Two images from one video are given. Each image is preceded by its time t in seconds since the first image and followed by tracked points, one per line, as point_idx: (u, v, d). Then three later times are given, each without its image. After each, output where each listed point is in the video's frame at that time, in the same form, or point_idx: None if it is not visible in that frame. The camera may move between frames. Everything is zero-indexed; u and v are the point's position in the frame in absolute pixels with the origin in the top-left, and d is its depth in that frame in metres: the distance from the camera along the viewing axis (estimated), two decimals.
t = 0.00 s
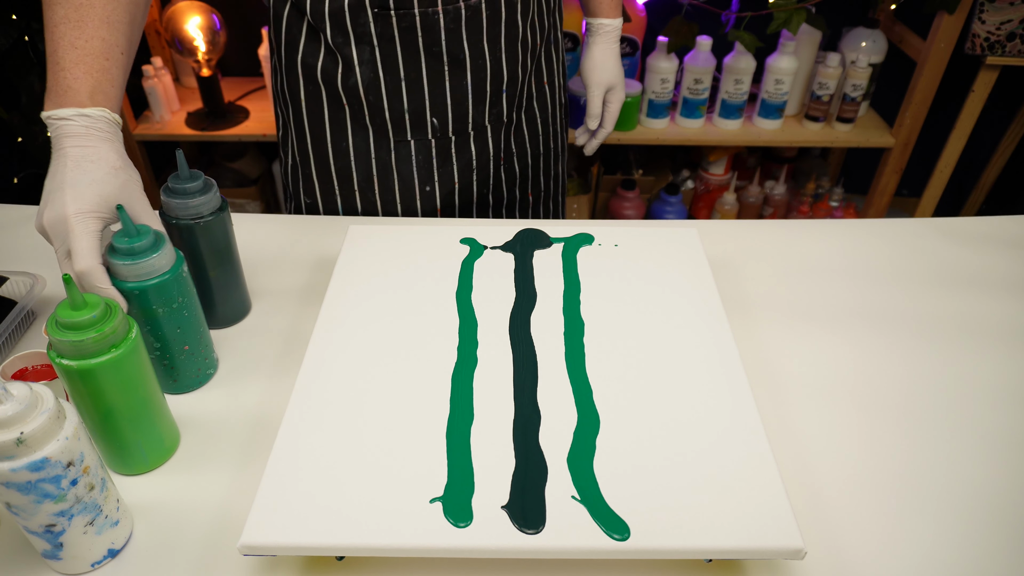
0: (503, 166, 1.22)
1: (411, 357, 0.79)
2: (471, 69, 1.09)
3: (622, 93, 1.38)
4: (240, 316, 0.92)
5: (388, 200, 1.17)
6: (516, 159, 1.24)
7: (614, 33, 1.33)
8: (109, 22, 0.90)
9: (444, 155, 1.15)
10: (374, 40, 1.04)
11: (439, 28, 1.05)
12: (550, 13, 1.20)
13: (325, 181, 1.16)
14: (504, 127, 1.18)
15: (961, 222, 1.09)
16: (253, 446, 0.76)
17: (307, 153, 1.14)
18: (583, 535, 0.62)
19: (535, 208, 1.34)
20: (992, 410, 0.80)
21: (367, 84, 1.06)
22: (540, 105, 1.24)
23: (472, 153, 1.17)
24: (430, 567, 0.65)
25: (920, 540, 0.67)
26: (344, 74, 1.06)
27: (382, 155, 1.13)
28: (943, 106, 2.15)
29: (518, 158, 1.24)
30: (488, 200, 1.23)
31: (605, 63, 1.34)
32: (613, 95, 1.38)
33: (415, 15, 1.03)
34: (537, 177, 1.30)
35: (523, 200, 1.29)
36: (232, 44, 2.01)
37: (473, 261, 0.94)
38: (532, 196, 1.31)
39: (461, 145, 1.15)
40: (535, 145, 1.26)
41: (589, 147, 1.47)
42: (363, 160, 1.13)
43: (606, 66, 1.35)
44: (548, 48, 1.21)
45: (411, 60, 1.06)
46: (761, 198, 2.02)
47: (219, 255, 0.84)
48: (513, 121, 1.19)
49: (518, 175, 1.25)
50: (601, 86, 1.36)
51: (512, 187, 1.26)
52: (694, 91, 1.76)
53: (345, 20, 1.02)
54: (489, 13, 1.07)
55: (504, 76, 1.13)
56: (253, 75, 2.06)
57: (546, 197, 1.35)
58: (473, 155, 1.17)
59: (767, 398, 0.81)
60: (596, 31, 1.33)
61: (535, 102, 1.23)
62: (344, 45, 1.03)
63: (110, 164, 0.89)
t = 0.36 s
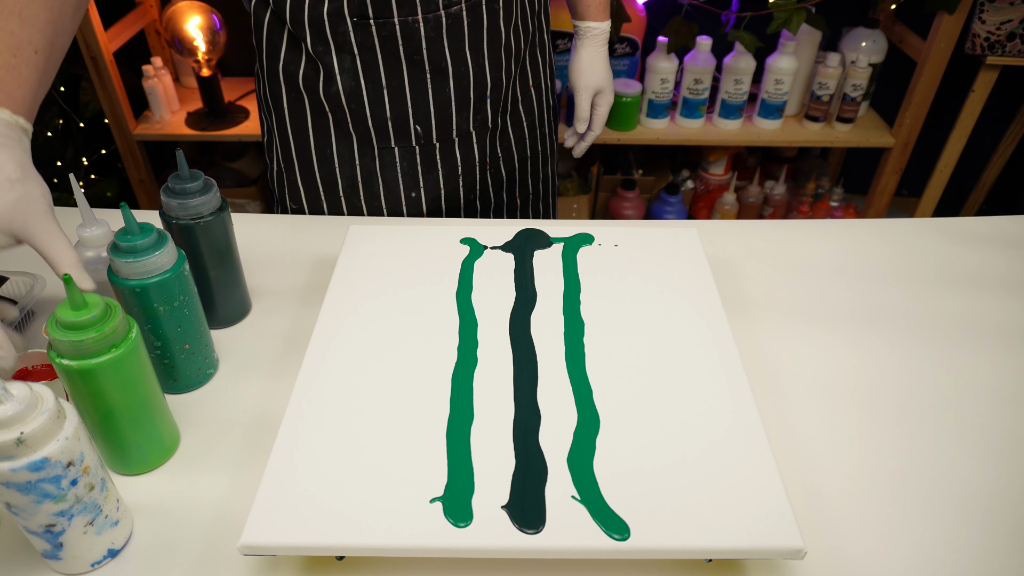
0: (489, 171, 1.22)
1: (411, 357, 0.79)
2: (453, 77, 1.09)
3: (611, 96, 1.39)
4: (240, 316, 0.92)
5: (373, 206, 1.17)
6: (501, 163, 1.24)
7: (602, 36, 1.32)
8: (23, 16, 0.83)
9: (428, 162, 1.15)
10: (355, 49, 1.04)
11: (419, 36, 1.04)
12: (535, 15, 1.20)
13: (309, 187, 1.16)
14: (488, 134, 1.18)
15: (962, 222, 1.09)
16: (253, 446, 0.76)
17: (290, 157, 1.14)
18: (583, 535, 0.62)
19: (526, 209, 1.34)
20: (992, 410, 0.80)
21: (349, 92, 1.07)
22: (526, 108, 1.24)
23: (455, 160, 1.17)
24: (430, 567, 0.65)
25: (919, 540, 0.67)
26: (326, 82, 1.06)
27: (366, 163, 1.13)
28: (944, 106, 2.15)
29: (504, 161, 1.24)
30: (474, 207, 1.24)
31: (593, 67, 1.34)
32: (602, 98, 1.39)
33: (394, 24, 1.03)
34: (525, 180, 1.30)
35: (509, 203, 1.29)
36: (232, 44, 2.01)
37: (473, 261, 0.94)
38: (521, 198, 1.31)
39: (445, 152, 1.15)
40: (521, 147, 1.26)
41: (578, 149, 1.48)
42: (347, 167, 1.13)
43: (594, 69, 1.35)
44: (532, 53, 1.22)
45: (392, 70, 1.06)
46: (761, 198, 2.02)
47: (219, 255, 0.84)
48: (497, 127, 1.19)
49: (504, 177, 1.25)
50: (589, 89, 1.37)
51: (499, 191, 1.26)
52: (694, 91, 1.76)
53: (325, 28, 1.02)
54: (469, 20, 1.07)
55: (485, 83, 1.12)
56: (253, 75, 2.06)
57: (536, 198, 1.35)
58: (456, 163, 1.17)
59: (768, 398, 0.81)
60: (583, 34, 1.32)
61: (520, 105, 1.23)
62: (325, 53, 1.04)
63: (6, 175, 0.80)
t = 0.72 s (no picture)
0: (487, 166, 1.22)
1: (411, 357, 0.79)
2: (452, 75, 1.09)
3: (609, 84, 1.37)
4: (240, 316, 0.92)
5: (376, 208, 1.18)
6: (501, 156, 1.23)
7: (595, 20, 1.32)
8: (37, 71, 0.81)
9: (429, 160, 1.15)
10: (352, 54, 1.04)
11: (417, 36, 1.04)
12: (531, 7, 1.19)
13: (312, 194, 1.17)
14: (487, 128, 1.18)
15: (962, 221, 1.09)
16: (253, 447, 0.76)
17: (288, 161, 1.14)
18: (582, 535, 0.62)
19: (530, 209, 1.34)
20: (992, 410, 0.80)
21: (349, 100, 1.07)
22: (523, 97, 1.22)
23: (456, 157, 1.17)
24: (430, 567, 0.65)
25: (919, 540, 0.67)
26: (325, 92, 1.06)
27: (367, 168, 1.13)
28: (943, 106, 2.15)
29: (502, 155, 1.23)
30: (475, 200, 1.24)
31: (590, 52, 1.33)
32: (601, 84, 1.37)
33: (392, 26, 1.03)
34: (527, 171, 1.29)
35: (511, 195, 1.30)
36: (232, 44, 2.01)
37: (473, 261, 0.94)
38: (523, 190, 1.31)
39: (446, 151, 1.15)
40: (523, 141, 1.25)
41: (578, 138, 1.48)
42: (349, 175, 1.14)
43: (589, 55, 1.35)
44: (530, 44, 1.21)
45: (390, 73, 1.06)
46: (761, 198, 2.02)
47: (219, 255, 0.84)
48: (496, 121, 1.19)
49: (505, 172, 1.25)
50: (587, 74, 1.35)
51: (500, 183, 1.26)
52: (694, 91, 1.76)
53: (322, 38, 1.02)
54: (466, 18, 1.06)
55: (481, 79, 1.12)
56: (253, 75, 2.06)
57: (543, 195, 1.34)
58: (457, 160, 1.17)
59: (768, 399, 0.81)
60: (577, 20, 1.32)
61: (518, 97, 1.22)
62: (322, 62, 1.04)
63: (43, 232, 0.76)
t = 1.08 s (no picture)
0: (504, 163, 1.21)
1: (410, 358, 0.79)
2: (470, 75, 1.09)
3: (632, 85, 1.38)
4: (240, 316, 0.92)
5: (393, 206, 1.16)
6: (521, 158, 1.23)
7: (618, 22, 1.32)
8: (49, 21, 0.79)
9: (446, 159, 1.15)
10: (371, 51, 1.04)
11: (435, 36, 1.05)
12: (549, 7, 1.20)
13: (330, 191, 1.15)
14: (504, 129, 1.18)
15: (962, 222, 1.09)
16: (253, 447, 0.76)
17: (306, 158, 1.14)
18: (582, 534, 0.62)
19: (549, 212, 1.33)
20: (992, 410, 0.80)
21: (367, 96, 1.06)
22: (541, 102, 1.23)
23: (473, 156, 1.16)
24: (429, 567, 0.65)
25: (919, 540, 0.67)
26: (344, 88, 1.06)
27: (385, 163, 1.13)
28: (943, 106, 2.15)
29: (520, 155, 1.22)
30: (491, 199, 1.23)
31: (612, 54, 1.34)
32: (623, 86, 1.37)
33: (411, 26, 1.03)
34: (547, 170, 1.27)
35: (528, 196, 1.28)
36: (232, 44, 2.01)
37: (473, 261, 0.94)
38: (541, 190, 1.29)
39: (463, 150, 1.15)
40: (541, 142, 1.24)
41: (600, 140, 1.49)
42: (366, 171, 1.13)
43: (612, 56, 1.35)
44: (546, 42, 1.21)
45: (409, 71, 1.06)
46: (761, 198, 2.02)
47: (219, 255, 0.84)
48: (512, 119, 1.19)
49: (523, 171, 1.24)
50: (610, 77, 1.36)
51: (516, 183, 1.24)
52: (694, 91, 1.76)
53: (341, 35, 1.02)
54: (485, 19, 1.07)
55: (501, 78, 1.12)
56: (253, 75, 2.06)
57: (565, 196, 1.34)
58: (475, 158, 1.17)
59: (768, 398, 0.81)
60: (600, 22, 1.32)
61: (537, 100, 1.22)
62: (342, 60, 1.04)
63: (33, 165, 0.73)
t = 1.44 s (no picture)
0: (562, 170, 1.25)
1: (410, 358, 0.79)
2: (538, 72, 1.16)
3: (703, 110, 1.38)
4: (240, 315, 0.92)
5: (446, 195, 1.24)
6: (579, 165, 1.26)
7: (698, 48, 1.33)
8: None
9: (505, 154, 1.22)
10: (445, 34, 1.11)
11: (507, 28, 1.12)
12: (633, 23, 1.21)
13: (386, 167, 1.21)
14: (567, 133, 1.23)
15: (961, 222, 1.09)
16: (252, 446, 0.76)
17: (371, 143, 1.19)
18: (582, 535, 0.62)
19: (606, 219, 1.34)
20: (992, 410, 0.80)
21: (434, 79, 1.14)
22: (607, 116, 1.25)
23: (531, 155, 1.22)
24: (428, 568, 0.65)
25: (920, 540, 0.67)
26: (415, 67, 1.13)
27: (444, 148, 1.20)
28: (943, 106, 2.15)
29: (580, 163, 1.26)
30: (543, 201, 1.28)
31: (690, 79, 1.34)
32: (695, 110, 1.37)
33: (485, 15, 1.11)
34: (604, 183, 1.29)
35: (581, 204, 1.30)
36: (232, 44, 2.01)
37: (473, 261, 0.94)
38: (593, 202, 1.31)
39: (522, 146, 1.22)
40: (602, 152, 1.26)
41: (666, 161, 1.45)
42: (424, 153, 1.20)
43: (688, 81, 1.35)
44: (621, 56, 1.23)
45: (479, 58, 1.14)
46: (761, 198, 2.02)
47: (219, 255, 0.84)
48: (577, 127, 1.23)
49: (580, 180, 1.27)
50: (684, 101, 1.36)
51: (572, 190, 1.28)
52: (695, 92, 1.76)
53: (417, 15, 1.10)
54: (560, 18, 1.12)
55: (569, 83, 1.18)
56: (253, 75, 2.06)
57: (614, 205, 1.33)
58: (533, 157, 1.23)
59: (769, 398, 0.81)
60: (681, 46, 1.33)
61: (604, 112, 1.24)
62: (415, 40, 1.12)
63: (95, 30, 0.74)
